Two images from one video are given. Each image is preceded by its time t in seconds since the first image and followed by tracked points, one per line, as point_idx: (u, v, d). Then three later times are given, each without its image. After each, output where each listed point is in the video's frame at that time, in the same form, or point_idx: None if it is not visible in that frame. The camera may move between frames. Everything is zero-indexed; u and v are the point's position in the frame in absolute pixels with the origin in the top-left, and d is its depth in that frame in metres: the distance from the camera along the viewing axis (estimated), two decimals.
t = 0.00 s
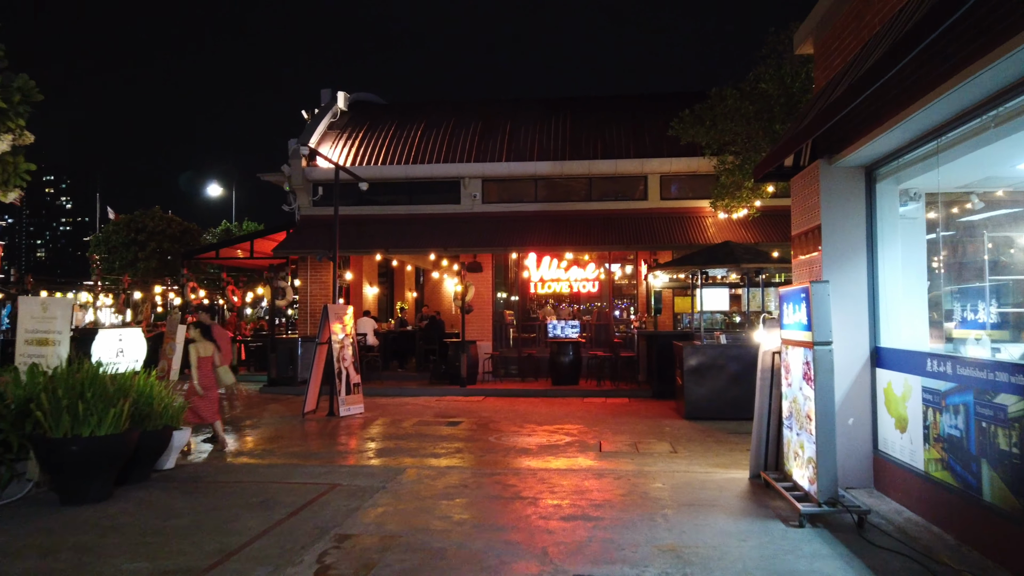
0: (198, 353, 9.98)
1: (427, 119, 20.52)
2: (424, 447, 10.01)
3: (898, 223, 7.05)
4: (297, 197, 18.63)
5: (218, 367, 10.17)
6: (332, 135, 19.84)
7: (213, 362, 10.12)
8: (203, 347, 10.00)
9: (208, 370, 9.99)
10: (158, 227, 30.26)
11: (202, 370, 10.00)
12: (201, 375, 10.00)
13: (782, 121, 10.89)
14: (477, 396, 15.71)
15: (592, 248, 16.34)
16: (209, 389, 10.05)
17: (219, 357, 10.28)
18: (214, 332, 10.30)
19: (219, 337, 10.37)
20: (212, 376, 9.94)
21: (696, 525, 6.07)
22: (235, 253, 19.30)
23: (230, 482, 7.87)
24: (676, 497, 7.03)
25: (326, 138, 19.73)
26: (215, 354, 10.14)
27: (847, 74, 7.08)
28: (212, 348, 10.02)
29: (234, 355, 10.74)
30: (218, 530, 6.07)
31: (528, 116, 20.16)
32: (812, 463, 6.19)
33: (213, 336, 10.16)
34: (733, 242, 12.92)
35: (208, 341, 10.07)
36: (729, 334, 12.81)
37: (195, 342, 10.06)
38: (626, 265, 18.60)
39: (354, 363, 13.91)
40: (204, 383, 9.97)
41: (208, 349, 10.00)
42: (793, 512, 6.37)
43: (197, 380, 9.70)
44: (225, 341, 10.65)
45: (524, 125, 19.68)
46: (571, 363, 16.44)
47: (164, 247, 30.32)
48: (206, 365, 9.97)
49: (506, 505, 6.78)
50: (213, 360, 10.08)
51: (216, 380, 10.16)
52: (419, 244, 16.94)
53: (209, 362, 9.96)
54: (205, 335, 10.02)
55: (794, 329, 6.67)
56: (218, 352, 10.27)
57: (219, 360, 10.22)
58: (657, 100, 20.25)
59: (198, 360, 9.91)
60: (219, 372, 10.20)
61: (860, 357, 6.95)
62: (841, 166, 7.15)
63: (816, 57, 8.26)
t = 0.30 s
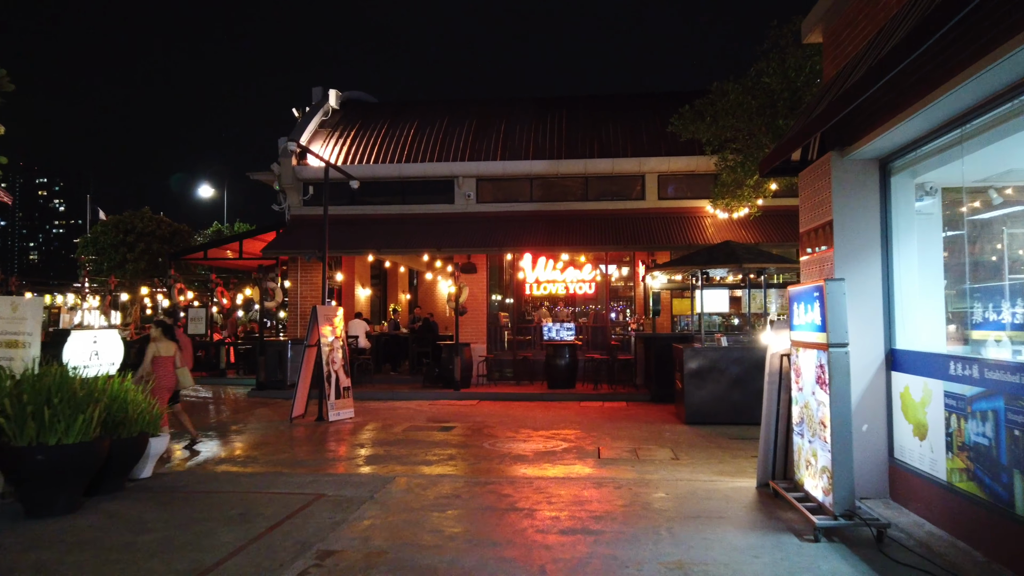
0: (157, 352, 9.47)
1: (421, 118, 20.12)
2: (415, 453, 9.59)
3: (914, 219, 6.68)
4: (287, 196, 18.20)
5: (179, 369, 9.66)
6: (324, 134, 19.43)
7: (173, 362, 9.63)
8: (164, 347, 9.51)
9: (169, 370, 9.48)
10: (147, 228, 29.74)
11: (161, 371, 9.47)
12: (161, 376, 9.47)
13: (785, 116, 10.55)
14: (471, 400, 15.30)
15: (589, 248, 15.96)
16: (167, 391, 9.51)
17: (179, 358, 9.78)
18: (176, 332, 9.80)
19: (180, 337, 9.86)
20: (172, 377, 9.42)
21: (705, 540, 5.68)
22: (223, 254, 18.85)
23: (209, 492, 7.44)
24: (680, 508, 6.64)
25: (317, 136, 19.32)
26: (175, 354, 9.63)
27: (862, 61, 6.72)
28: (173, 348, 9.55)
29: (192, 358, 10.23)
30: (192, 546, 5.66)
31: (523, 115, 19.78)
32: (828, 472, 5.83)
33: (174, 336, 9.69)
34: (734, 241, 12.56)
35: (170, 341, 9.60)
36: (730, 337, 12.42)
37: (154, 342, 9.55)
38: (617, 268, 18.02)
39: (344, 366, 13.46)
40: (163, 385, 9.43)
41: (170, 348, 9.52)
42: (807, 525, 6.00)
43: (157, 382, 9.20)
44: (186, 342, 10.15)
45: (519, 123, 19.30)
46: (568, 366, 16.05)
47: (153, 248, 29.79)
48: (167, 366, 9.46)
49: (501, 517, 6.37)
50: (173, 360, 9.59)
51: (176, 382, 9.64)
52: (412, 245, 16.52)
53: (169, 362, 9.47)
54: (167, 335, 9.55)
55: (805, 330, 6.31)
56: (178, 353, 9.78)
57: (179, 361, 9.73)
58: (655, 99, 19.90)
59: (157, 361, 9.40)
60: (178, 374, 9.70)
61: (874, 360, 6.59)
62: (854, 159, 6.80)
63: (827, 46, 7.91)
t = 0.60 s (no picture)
0: (114, 358, 8.16)
1: (415, 116, 19.71)
2: (407, 462, 9.17)
3: (934, 216, 6.32)
4: (278, 195, 17.77)
5: (137, 377, 8.35)
6: (315, 132, 19.02)
7: (132, 370, 8.32)
8: (121, 352, 8.20)
9: (125, 379, 8.17)
10: (137, 228, 29.22)
11: (115, 380, 8.14)
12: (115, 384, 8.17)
13: (791, 112, 10.18)
14: (466, 405, 14.91)
15: (586, 249, 15.58)
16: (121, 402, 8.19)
17: (141, 365, 8.47)
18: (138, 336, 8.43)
19: (143, 342, 8.50)
20: (131, 387, 8.18)
21: (714, 559, 5.29)
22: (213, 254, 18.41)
23: (186, 505, 7.01)
24: (686, 522, 6.25)
25: (309, 134, 18.90)
26: (134, 361, 8.30)
27: (879, 49, 6.35)
28: (131, 354, 8.23)
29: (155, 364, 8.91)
30: (162, 566, 5.25)
31: (519, 113, 19.39)
32: (846, 485, 5.45)
33: (134, 340, 8.38)
34: (737, 241, 12.20)
35: (128, 345, 8.28)
36: (733, 340, 12.03)
37: (111, 346, 8.22)
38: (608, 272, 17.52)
39: (335, 370, 13.03)
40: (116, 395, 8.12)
41: (128, 354, 8.21)
42: (824, 542, 5.62)
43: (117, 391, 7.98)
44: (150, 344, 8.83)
45: (515, 122, 18.90)
46: (565, 370, 15.67)
47: (143, 249, 29.26)
48: (121, 375, 8.13)
49: (496, 533, 5.97)
50: (131, 368, 8.27)
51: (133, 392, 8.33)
52: (405, 246, 16.12)
53: (125, 370, 8.14)
54: (125, 339, 8.22)
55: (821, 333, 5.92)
56: (139, 358, 8.46)
57: (138, 369, 8.41)
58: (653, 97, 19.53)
59: (113, 368, 8.10)
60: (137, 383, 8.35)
61: (893, 365, 6.21)
62: (870, 153, 6.42)
63: (839, 35, 7.54)
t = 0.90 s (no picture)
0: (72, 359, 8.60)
1: (410, 111, 19.27)
2: (398, 467, 8.74)
3: (959, 207, 5.99)
4: (269, 192, 17.35)
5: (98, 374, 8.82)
6: (308, 127, 18.58)
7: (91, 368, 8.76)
8: (79, 352, 8.64)
9: (87, 376, 8.64)
10: (128, 227, 28.78)
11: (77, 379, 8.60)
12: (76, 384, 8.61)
13: (799, 102, 9.78)
14: (462, 407, 14.51)
15: (584, 247, 15.19)
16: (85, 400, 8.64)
17: (97, 363, 8.92)
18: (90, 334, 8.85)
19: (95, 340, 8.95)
20: (92, 385, 8.63)
21: None
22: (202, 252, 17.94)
23: (161, 516, 6.56)
24: (696, 535, 5.83)
25: (301, 129, 18.46)
26: (92, 359, 8.76)
27: (901, 29, 5.93)
28: (89, 353, 8.68)
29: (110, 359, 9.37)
30: None
31: (517, 108, 18.96)
32: (871, 496, 5.04)
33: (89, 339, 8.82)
34: (741, 238, 11.79)
35: (84, 345, 8.72)
36: (738, 340, 11.62)
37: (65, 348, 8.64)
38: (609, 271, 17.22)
39: (326, 371, 12.59)
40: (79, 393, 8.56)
41: (87, 353, 8.67)
42: (847, 559, 5.20)
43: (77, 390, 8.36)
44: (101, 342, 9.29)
45: (512, 117, 18.48)
46: (563, 371, 15.28)
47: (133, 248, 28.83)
48: (83, 373, 8.60)
49: (492, 548, 5.54)
50: (91, 366, 8.73)
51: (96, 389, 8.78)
52: (399, 243, 15.70)
53: (86, 368, 8.62)
54: (80, 339, 8.67)
55: (841, 333, 5.52)
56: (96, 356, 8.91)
57: (97, 367, 8.87)
58: (652, 92, 19.14)
59: (73, 368, 8.55)
60: (99, 380, 8.84)
61: (916, 367, 5.80)
62: (892, 140, 6.02)
63: (855, 17, 7.13)
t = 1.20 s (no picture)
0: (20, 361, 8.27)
1: (406, 107, 18.85)
2: (392, 476, 8.32)
3: (991, 202, 5.51)
4: (261, 189, 16.92)
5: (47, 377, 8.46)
6: (301, 123, 18.16)
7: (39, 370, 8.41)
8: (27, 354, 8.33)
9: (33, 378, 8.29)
10: (119, 226, 28.34)
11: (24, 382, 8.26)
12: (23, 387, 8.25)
13: (811, 94, 9.39)
14: (460, 410, 14.10)
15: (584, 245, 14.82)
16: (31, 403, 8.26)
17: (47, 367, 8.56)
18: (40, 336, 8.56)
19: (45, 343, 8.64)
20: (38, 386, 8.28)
21: None
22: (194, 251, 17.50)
23: (138, 530, 6.14)
24: (710, 552, 5.43)
25: (295, 125, 18.04)
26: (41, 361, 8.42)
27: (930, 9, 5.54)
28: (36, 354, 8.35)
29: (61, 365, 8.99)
30: None
31: (515, 104, 18.54)
32: (904, 512, 4.66)
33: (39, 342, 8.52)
34: (748, 236, 11.39)
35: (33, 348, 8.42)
36: (744, 341, 11.22)
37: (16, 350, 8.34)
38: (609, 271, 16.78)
39: (319, 374, 12.17)
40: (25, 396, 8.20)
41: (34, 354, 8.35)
42: None
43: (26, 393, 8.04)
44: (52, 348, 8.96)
45: (511, 112, 18.07)
46: (563, 373, 14.89)
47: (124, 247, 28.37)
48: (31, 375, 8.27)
49: (492, 567, 5.13)
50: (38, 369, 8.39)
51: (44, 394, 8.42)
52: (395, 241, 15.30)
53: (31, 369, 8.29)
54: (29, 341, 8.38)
55: (866, 335, 5.13)
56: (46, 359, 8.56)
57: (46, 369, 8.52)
58: (654, 87, 18.75)
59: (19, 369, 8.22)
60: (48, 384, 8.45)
61: (947, 372, 5.41)
62: (920, 129, 5.62)
63: None
